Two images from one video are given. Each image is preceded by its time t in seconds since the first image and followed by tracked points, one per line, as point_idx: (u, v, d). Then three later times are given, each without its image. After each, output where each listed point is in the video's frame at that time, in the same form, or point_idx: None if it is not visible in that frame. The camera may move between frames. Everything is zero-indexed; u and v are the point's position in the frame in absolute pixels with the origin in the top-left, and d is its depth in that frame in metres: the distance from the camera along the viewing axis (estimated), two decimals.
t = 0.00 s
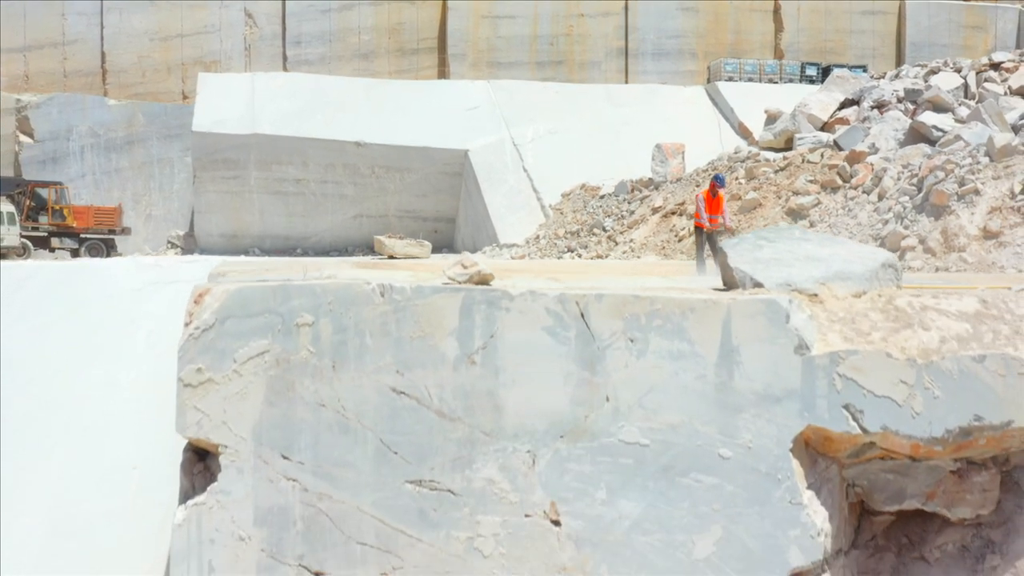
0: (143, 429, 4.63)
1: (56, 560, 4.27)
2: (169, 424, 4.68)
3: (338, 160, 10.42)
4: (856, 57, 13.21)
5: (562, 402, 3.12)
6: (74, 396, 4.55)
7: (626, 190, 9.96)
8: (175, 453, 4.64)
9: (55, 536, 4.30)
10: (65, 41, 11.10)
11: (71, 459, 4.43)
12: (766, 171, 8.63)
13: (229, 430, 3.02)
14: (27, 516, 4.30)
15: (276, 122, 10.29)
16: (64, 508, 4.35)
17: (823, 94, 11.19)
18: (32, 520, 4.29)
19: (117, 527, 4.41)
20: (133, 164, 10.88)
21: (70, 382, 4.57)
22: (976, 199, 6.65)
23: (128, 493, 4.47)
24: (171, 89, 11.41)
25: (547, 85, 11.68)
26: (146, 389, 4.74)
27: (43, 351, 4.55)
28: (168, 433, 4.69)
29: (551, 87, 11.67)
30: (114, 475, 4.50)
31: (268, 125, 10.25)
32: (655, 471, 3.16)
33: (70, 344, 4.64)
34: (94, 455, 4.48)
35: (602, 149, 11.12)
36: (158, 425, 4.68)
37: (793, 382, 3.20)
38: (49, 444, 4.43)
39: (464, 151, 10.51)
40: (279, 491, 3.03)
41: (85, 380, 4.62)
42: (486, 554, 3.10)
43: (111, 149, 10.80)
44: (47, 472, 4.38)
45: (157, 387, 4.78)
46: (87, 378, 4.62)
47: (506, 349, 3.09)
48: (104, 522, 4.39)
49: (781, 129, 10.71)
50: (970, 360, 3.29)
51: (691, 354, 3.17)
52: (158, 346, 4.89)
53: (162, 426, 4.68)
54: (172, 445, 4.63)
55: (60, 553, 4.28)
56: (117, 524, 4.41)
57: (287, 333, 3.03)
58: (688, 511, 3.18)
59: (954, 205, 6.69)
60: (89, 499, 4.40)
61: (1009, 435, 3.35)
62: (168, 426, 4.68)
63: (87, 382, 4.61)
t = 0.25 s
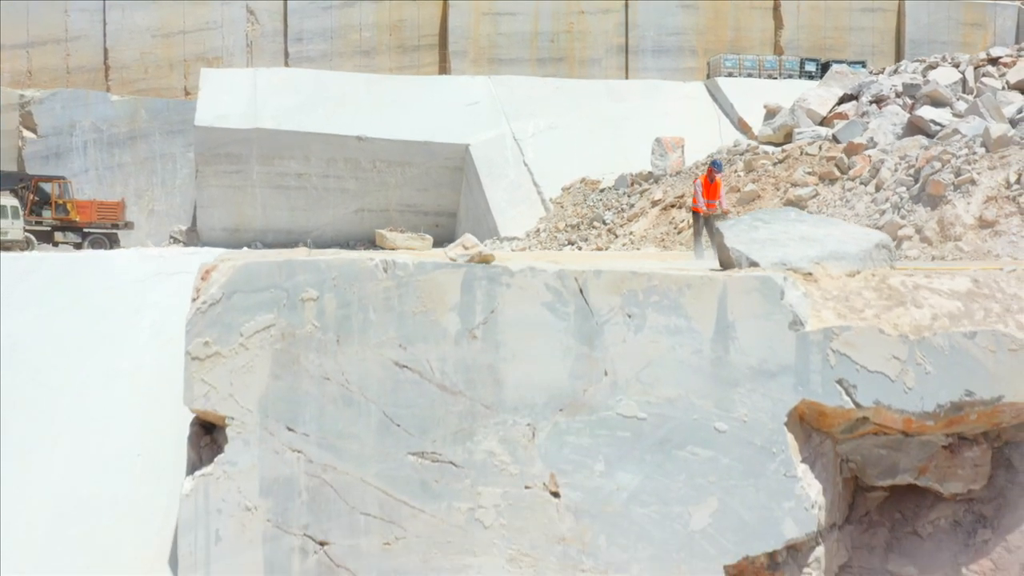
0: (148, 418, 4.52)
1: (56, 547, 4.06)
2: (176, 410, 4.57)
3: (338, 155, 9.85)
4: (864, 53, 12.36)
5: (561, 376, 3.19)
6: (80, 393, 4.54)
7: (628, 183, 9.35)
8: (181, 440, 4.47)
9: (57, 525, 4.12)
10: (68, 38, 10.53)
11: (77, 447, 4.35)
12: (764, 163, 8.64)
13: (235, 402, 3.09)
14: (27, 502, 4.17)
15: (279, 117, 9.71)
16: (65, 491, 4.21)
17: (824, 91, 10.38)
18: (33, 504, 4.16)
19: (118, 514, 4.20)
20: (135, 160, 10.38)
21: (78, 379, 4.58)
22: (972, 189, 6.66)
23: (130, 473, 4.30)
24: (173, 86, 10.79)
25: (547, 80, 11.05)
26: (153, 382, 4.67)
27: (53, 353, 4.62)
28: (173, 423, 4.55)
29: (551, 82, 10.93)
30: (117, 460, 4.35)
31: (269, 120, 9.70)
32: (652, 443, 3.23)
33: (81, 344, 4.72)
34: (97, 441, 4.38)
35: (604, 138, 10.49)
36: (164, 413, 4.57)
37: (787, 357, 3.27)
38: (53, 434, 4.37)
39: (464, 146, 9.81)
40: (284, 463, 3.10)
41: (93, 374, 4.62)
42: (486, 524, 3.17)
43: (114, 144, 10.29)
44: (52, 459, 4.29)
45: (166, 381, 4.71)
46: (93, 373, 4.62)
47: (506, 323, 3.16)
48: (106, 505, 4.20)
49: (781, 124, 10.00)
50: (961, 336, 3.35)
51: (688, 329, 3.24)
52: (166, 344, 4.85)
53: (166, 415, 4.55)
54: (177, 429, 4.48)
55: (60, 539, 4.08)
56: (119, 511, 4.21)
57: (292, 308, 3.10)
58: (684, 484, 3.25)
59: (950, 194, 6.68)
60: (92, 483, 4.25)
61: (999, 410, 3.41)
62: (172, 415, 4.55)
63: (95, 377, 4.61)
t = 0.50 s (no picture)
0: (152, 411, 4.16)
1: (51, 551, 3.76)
2: (178, 402, 4.21)
3: (344, 149, 8.98)
4: (868, 51, 11.13)
5: (560, 350, 3.26)
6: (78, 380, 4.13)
7: (625, 176, 8.67)
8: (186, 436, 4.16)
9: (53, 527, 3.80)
10: (72, 34, 9.90)
11: (76, 443, 3.99)
12: (763, 155, 8.54)
13: (242, 374, 3.17)
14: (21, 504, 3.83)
15: (282, 110, 8.86)
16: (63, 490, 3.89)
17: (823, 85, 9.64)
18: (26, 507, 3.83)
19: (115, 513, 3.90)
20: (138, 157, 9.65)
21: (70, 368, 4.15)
22: (970, 179, 6.16)
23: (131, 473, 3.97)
24: (175, 82, 10.02)
25: (550, 75, 10.04)
26: (158, 368, 4.28)
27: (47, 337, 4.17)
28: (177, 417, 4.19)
29: (548, 75, 10.03)
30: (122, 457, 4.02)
31: (272, 113, 8.86)
32: (649, 416, 3.30)
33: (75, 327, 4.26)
34: (95, 438, 4.01)
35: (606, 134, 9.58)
36: (165, 406, 4.20)
37: (781, 332, 3.33)
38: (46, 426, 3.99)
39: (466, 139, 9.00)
40: (289, 434, 3.17)
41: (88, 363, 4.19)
42: (486, 495, 3.23)
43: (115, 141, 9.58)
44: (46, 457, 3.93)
45: (169, 370, 4.31)
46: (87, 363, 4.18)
47: (507, 298, 3.23)
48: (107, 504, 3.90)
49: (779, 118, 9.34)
50: (952, 313, 3.42)
51: (684, 305, 3.30)
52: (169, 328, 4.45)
53: (171, 409, 4.18)
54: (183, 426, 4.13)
55: (54, 540, 3.79)
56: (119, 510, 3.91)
57: (297, 282, 3.17)
58: (681, 456, 3.31)
59: (946, 185, 6.18)
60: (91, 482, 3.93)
61: (990, 385, 3.47)
62: (178, 408, 4.18)
63: (89, 365, 4.19)
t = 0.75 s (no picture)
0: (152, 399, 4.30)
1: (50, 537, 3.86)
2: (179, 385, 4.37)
3: (344, 143, 8.69)
4: (868, 48, 10.92)
5: (560, 324, 3.33)
6: (84, 372, 4.35)
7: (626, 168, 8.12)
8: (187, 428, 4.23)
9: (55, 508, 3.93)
10: (74, 29, 9.68)
11: (83, 427, 4.18)
12: (763, 146, 8.29)
13: (247, 347, 3.23)
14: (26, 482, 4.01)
15: (285, 105, 8.59)
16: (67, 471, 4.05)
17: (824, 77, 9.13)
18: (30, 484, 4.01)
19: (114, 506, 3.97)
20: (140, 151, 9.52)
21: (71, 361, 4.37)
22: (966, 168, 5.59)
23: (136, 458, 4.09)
24: (177, 78, 9.88)
25: (549, 70, 9.74)
26: (161, 362, 4.44)
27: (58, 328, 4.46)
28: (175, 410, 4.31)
29: (552, 70, 9.68)
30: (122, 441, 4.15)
31: (276, 108, 8.57)
32: (647, 389, 3.36)
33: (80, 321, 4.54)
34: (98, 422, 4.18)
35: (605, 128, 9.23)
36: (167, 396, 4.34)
37: (777, 309, 3.39)
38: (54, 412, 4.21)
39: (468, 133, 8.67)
40: (294, 405, 3.24)
41: (93, 356, 4.43)
42: (487, 466, 3.30)
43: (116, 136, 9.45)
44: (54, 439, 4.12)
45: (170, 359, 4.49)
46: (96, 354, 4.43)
47: (507, 273, 3.29)
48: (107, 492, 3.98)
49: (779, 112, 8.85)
50: (945, 289, 3.48)
51: (681, 281, 3.37)
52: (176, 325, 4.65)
53: (169, 402, 4.31)
54: (179, 417, 4.24)
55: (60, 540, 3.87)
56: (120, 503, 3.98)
57: (302, 257, 3.24)
58: (678, 428, 3.37)
59: (944, 174, 5.61)
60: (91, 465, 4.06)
61: (982, 360, 3.53)
62: (176, 402, 4.30)
63: (94, 363, 4.39)
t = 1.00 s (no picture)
0: (154, 388, 4.68)
1: (63, 514, 4.26)
2: (183, 387, 4.68)
3: (345, 137, 8.56)
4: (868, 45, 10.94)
5: (560, 299, 3.39)
6: (95, 367, 4.80)
7: (627, 161, 7.84)
8: (188, 414, 4.59)
9: (68, 487, 4.35)
10: (76, 25, 9.72)
11: (91, 416, 4.60)
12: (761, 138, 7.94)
13: (253, 321, 3.29)
14: (41, 465, 4.45)
15: (287, 96, 8.48)
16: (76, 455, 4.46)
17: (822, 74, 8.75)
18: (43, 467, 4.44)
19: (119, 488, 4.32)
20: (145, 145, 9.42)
21: (85, 356, 4.85)
22: (962, 157, 5.40)
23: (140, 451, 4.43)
24: (180, 74, 9.83)
25: (550, 65, 9.62)
26: (163, 358, 4.80)
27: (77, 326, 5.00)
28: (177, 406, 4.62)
29: (555, 67, 9.55)
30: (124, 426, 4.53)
31: (279, 100, 8.43)
32: (645, 364, 3.42)
33: (93, 319, 5.03)
34: (104, 411, 4.59)
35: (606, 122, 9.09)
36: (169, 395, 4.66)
37: (774, 285, 3.46)
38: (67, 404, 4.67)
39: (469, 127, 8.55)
40: (298, 378, 3.30)
41: (102, 352, 4.87)
42: (488, 439, 3.36)
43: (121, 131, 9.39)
44: (67, 428, 4.56)
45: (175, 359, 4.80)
46: (104, 348, 4.87)
47: (508, 249, 3.36)
48: (112, 473, 4.36)
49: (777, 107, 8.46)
50: (938, 266, 3.54)
51: (679, 257, 3.43)
52: (177, 319, 5.01)
53: (169, 399, 4.62)
54: (180, 412, 4.56)
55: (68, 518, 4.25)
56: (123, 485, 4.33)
57: (307, 234, 3.30)
58: (676, 403, 3.43)
59: (939, 163, 5.41)
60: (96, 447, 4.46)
61: (976, 336, 3.58)
62: (177, 399, 4.62)
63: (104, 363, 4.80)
